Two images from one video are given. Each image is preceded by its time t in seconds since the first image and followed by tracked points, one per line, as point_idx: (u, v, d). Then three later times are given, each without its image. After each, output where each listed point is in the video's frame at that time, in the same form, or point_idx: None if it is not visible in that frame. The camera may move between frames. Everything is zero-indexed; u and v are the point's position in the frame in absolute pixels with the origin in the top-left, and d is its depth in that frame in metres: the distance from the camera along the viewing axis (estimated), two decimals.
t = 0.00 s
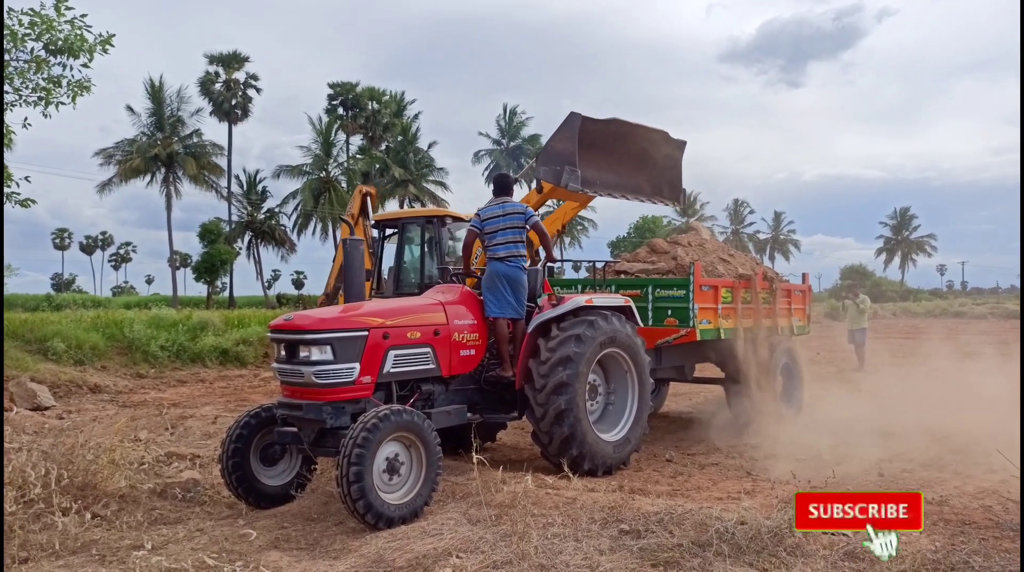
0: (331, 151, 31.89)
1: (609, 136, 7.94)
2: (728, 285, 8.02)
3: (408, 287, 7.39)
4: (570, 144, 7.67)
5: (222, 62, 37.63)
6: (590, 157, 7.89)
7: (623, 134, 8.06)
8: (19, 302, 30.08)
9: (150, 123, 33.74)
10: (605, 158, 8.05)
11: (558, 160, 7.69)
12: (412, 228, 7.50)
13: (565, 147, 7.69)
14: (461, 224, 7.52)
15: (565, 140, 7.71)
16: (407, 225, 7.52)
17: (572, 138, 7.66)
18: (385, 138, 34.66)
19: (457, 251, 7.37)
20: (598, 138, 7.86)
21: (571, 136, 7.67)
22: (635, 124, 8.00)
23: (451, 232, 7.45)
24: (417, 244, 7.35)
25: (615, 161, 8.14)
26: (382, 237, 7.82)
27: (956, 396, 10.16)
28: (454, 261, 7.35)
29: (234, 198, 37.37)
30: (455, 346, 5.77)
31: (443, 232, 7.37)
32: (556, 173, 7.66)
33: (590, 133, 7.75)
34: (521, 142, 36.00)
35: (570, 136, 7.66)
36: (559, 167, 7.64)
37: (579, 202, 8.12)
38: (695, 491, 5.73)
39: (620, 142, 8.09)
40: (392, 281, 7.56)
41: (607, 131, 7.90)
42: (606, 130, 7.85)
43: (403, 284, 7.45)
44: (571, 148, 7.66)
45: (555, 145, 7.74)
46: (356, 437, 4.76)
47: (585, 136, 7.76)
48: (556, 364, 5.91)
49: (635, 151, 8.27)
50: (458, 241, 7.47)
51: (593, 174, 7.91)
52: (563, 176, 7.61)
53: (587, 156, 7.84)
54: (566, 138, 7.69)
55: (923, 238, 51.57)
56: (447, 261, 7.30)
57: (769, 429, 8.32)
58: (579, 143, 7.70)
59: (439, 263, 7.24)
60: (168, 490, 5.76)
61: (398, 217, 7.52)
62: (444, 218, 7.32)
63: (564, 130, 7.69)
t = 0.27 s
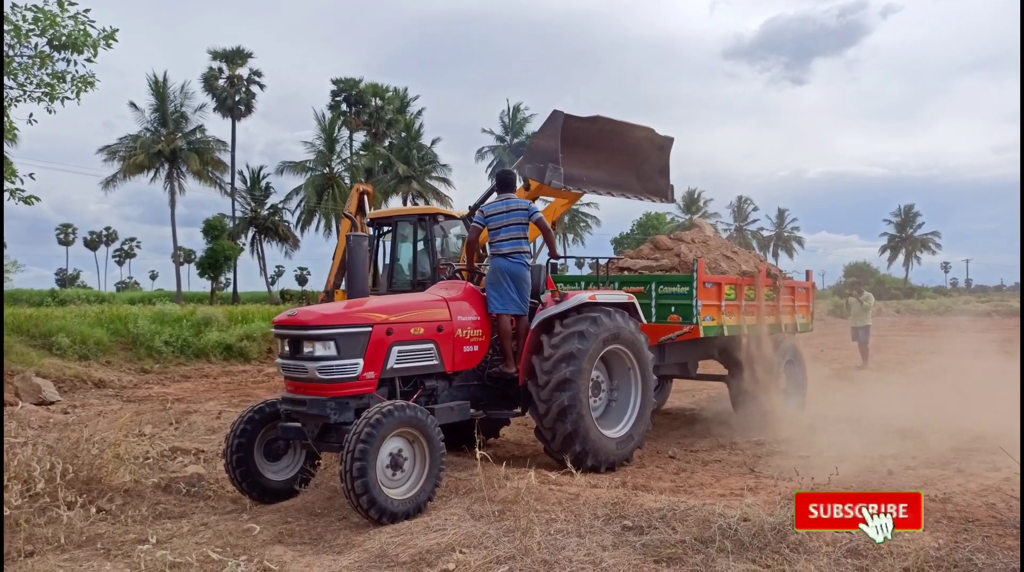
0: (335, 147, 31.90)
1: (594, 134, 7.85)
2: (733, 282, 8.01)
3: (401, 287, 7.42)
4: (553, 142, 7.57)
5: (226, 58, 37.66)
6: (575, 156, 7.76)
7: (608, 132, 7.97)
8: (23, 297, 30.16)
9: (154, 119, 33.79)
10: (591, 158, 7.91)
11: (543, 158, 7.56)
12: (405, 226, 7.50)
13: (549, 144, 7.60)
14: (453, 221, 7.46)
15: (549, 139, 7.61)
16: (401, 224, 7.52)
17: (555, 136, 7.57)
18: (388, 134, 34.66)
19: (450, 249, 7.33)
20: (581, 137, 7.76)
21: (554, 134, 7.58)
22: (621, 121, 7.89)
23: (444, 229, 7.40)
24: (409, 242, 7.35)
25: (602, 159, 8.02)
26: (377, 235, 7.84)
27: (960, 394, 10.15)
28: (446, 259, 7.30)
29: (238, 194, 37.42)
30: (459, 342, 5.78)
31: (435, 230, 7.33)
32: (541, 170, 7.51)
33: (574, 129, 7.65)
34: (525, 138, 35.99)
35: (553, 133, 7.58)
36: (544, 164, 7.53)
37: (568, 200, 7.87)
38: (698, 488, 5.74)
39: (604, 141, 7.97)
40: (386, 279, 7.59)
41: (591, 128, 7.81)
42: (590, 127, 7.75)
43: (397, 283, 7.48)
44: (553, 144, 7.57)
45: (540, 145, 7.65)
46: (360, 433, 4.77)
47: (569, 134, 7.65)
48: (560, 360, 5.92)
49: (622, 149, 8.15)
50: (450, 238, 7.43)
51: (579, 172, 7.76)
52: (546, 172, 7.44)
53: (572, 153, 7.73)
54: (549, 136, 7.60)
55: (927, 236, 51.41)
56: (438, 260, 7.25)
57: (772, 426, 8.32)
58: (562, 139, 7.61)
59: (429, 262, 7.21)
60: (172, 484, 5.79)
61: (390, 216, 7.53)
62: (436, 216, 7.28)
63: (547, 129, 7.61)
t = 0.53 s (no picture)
0: (340, 146, 31.93)
1: (576, 135, 7.77)
2: (738, 280, 7.98)
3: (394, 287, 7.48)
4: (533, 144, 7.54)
5: (231, 57, 37.74)
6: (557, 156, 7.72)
7: (592, 132, 7.85)
8: (30, 297, 30.28)
9: (159, 119, 33.88)
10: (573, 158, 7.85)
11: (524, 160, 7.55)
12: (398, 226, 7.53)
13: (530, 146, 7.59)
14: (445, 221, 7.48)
15: (531, 141, 7.58)
16: (393, 224, 7.56)
17: (535, 138, 7.55)
18: (393, 133, 34.69)
19: (444, 249, 7.36)
20: (563, 138, 7.69)
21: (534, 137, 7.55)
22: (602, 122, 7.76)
23: (437, 229, 7.45)
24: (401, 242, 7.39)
25: (585, 159, 7.96)
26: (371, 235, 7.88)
27: (966, 392, 10.11)
28: (440, 259, 7.32)
29: (244, 194, 37.50)
30: (464, 341, 5.78)
31: (428, 230, 7.38)
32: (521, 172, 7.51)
33: (554, 132, 7.59)
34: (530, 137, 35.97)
35: (533, 136, 7.55)
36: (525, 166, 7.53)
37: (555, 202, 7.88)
38: (703, 487, 5.73)
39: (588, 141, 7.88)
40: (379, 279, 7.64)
41: (573, 129, 7.71)
42: (571, 128, 7.67)
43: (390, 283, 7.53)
44: (533, 147, 7.54)
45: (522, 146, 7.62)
46: (365, 432, 4.78)
47: (550, 135, 7.59)
48: (565, 359, 5.92)
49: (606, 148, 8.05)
50: (443, 238, 7.48)
51: (560, 172, 7.73)
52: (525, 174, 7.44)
53: (552, 155, 7.69)
54: (531, 138, 7.57)
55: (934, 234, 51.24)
56: (430, 260, 7.28)
57: (777, 425, 8.31)
58: (542, 142, 7.56)
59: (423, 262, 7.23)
60: (179, 483, 5.81)
61: (384, 216, 7.58)
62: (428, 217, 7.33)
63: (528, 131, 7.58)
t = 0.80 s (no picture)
0: (343, 145, 31.95)
1: (557, 134, 7.26)
2: (742, 278, 7.96)
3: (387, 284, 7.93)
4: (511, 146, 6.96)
5: (234, 57, 37.78)
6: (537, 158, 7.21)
7: (573, 133, 7.32)
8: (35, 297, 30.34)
9: (163, 119, 33.94)
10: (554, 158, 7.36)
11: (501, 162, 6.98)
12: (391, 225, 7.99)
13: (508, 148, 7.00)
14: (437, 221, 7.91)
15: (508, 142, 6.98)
16: (387, 224, 8.00)
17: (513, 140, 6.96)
18: (396, 132, 34.70)
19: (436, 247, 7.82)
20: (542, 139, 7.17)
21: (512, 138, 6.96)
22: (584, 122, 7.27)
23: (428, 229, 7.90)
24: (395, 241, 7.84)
25: (567, 159, 7.48)
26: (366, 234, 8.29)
27: (971, 389, 10.08)
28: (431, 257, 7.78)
29: (247, 194, 37.56)
30: (467, 340, 5.78)
31: (419, 229, 7.83)
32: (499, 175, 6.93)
33: (534, 131, 7.07)
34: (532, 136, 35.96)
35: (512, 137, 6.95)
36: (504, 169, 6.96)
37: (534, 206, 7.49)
38: (707, 485, 5.72)
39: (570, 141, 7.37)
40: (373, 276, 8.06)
41: (553, 130, 7.19)
42: (553, 128, 7.16)
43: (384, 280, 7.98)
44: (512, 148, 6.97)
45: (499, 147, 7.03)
46: (369, 431, 4.78)
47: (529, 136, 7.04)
48: (568, 358, 5.92)
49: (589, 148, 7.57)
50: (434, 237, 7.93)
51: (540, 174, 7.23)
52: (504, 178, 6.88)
53: (531, 155, 7.16)
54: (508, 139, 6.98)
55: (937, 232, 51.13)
56: (422, 257, 7.74)
57: (782, 423, 8.29)
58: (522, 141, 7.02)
59: (413, 259, 7.68)
60: (183, 483, 5.83)
61: (378, 216, 8.02)
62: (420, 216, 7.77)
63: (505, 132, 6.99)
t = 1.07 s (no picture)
0: (345, 144, 31.96)
1: (535, 132, 7.07)
2: (744, 276, 7.95)
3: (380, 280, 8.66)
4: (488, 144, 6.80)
5: (236, 56, 37.80)
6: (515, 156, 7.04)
7: (552, 132, 7.16)
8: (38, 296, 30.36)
9: (165, 118, 33.96)
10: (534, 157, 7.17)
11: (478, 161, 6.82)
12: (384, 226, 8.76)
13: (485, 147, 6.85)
14: (427, 221, 8.70)
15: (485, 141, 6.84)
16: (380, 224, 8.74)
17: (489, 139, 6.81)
18: (398, 131, 34.71)
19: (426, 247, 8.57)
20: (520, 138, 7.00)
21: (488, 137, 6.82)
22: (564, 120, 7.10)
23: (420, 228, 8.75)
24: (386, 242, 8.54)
25: (548, 158, 7.27)
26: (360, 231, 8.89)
27: (974, 388, 10.07)
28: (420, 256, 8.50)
29: (249, 192, 37.58)
30: (469, 339, 5.78)
31: (411, 229, 8.64)
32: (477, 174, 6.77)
33: (510, 130, 6.87)
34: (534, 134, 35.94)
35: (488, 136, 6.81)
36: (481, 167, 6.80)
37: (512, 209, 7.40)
38: (709, 484, 5.72)
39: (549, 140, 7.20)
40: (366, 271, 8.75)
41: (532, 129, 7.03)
42: (529, 126, 6.97)
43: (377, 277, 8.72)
44: (489, 147, 6.77)
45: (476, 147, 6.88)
46: (370, 429, 4.78)
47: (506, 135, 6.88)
48: (570, 356, 5.91)
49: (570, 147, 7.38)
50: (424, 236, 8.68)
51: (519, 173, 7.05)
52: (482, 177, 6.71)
53: (509, 155, 6.97)
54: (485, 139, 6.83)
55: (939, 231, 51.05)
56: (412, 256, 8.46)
57: (784, 422, 8.29)
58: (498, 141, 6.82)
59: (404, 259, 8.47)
60: (185, 481, 5.84)
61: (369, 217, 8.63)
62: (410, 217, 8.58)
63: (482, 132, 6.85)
